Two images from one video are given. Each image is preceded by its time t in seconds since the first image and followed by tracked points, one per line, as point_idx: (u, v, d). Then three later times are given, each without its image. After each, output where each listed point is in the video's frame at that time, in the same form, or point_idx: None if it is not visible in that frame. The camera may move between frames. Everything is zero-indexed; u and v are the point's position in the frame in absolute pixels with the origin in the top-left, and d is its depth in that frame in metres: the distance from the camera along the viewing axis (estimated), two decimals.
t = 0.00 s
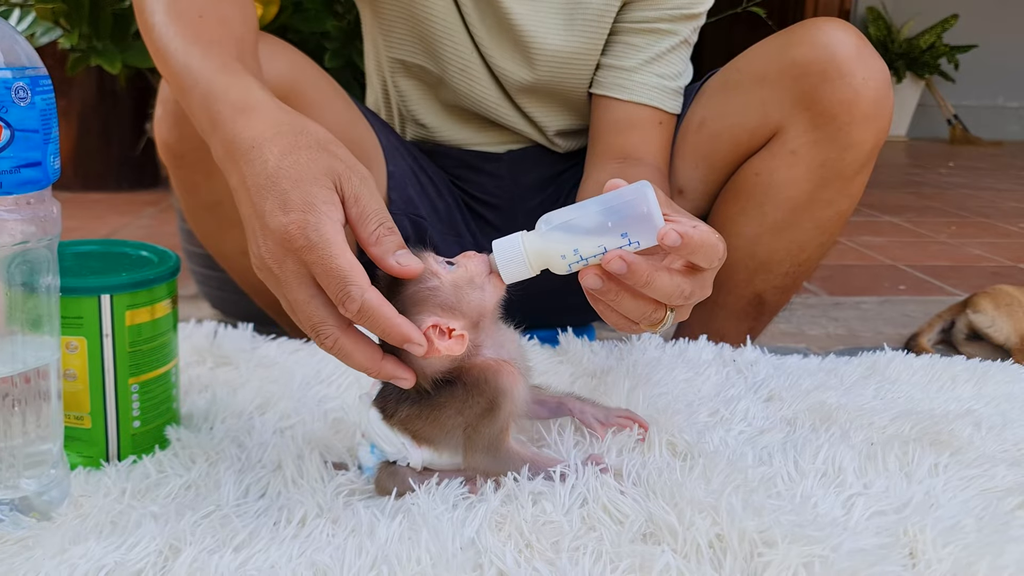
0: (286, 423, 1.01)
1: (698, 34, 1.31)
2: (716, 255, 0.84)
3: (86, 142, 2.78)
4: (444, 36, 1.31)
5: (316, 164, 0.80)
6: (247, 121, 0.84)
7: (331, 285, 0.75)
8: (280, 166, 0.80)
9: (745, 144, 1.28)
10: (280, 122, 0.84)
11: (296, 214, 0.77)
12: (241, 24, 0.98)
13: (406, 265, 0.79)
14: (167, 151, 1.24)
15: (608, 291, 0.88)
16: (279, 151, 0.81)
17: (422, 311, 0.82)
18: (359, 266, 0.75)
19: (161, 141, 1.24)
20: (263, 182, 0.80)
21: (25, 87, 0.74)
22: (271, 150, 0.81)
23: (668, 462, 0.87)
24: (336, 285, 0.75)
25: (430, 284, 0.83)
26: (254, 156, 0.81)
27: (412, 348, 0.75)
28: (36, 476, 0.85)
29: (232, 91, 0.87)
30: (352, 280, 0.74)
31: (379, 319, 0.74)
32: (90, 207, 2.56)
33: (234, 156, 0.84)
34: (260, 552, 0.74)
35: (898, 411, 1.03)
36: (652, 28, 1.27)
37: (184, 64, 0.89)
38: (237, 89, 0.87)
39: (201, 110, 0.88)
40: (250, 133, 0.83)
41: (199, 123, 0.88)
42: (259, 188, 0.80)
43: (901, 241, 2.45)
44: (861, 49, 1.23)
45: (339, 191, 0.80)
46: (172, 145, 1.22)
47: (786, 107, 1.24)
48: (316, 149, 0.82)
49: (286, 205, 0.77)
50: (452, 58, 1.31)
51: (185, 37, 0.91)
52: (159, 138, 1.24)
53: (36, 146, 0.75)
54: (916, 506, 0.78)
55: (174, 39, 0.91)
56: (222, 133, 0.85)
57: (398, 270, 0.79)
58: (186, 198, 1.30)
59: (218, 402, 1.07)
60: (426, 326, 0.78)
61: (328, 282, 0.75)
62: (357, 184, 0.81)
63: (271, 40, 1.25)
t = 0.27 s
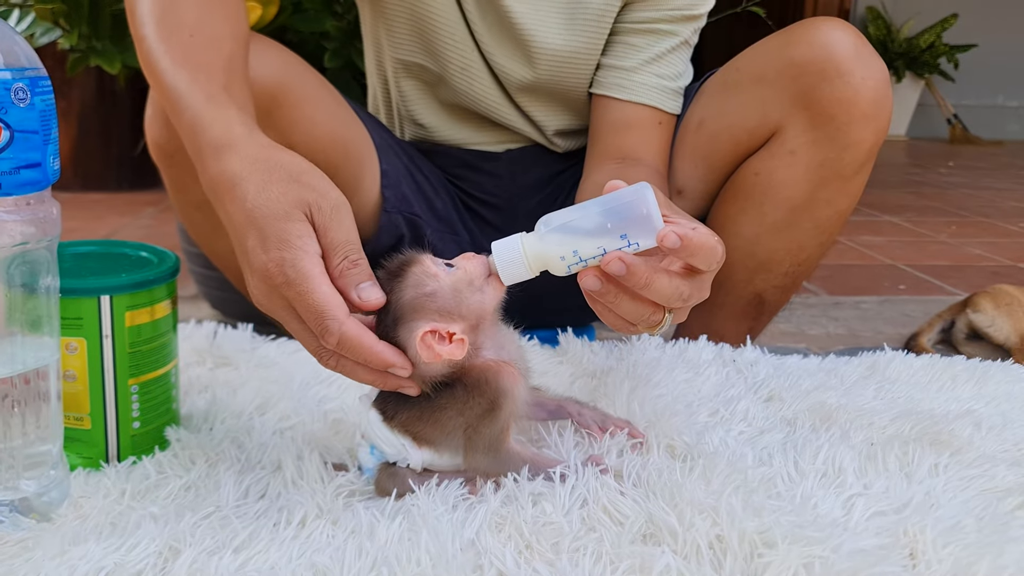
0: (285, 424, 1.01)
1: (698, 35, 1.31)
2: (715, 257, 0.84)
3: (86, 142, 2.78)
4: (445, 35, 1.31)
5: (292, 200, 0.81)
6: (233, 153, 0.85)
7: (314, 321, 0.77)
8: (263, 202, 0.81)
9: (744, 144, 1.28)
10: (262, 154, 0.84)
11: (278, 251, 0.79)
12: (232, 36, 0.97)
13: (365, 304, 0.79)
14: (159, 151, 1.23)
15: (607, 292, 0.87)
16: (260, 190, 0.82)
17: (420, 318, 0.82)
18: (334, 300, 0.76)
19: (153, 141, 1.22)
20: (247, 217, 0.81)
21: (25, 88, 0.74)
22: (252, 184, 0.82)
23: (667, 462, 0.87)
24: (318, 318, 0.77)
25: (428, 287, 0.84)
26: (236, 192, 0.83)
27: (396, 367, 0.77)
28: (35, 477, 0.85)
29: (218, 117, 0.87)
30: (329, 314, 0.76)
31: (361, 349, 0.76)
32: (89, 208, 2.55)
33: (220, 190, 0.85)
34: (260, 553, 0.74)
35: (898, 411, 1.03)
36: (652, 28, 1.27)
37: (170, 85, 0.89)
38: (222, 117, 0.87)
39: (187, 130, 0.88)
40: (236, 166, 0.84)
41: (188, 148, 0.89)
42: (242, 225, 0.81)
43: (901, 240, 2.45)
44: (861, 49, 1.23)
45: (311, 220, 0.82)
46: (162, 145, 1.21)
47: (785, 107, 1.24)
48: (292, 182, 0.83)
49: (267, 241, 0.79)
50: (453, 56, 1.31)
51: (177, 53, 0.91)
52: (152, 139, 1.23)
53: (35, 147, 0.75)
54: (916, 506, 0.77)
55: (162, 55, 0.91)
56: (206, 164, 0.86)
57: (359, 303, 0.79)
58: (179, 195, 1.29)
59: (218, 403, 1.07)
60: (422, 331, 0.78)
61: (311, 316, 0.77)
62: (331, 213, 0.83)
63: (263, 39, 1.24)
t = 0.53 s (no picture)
0: (284, 423, 1.01)
1: (696, 34, 1.31)
2: (713, 256, 0.84)
3: (85, 142, 2.78)
4: (444, 34, 1.31)
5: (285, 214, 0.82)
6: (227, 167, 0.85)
7: (306, 330, 0.77)
8: (257, 215, 0.81)
9: (743, 143, 1.28)
10: (256, 170, 0.85)
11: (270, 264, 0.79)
12: (227, 42, 0.96)
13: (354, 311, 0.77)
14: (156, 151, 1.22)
15: (605, 291, 0.87)
16: (254, 203, 0.82)
17: (420, 314, 0.81)
18: (327, 309, 0.76)
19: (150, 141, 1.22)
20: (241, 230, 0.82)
21: (23, 87, 0.74)
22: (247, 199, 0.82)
23: (667, 462, 0.87)
24: (311, 327, 0.76)
25: (428, 286, 0.83)
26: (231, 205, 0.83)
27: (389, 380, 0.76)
28: (34, 477, 0.84)
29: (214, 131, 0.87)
30: (322, 322, 0.76)
31: (353, 359, 0.75)
32: (88, 207, 2.55)
33: (214, 204, 0.86)
34: (259, 552, 0.73)
35: (898, 411, 1.02)
36: (651, 28, 1.27)
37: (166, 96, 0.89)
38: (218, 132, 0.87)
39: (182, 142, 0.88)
40: (230, 180, 0.84)
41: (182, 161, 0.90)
42: (237, 236, 0.82)
43: (901, 240, 2.45)
44: (859, 48, 1.22)
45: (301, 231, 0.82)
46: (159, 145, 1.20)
47: (783, 107, 1.24)
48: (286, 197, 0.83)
49: (261, 254, 0.80)
50: (452, 56, 1.31)
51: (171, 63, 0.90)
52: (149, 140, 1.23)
53: (33, 146, 0.75)
54: (916, 505, 0.77)
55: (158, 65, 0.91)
56: (202, 177, 0.86)
57: (349, 311, 0.77)
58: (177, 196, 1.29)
59: (217, 402, 1.07)
60: (421, 327, 0.77)
61: (304, 325, 0.77)
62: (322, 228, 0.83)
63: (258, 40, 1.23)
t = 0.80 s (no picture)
0: (284, 423, 1.01)
1: (696, 34, 1.31)
2: (711, 250, 0.84)
3: (85, 142, 2.78)
4: (444, 36, 1.31)
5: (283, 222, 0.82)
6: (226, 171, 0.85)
7: (305, 341, 0.77)
8: (255, 218, 0.81)
9: (742, 144, 1.28)
10: (261, 175, 0.85)
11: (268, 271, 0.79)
12: (227, 45, 0.96)
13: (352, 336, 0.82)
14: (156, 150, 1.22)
15: (607, 286, 0.87)
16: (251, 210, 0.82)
17: (424, 317, 0.81)
18: (326, 320, 0.77)
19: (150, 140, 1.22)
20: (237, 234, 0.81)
21: (23, 87, 0.74)
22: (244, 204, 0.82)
23: (667, 462, 0.87)
24: (310, 339, 0.77)
25: (432, 290, 0.83)
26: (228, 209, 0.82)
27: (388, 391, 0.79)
28: (34, 477, 0.84)
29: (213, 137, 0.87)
30: (323, 334, 0.76)
31: (353, 369, 0.77)
32: (88, 208, 2.55)
33: (212, 206, 0.85)
34: (259, 552, 0.73)
35: (897, 411, 1.03)
36: (651, 28, 1.27)
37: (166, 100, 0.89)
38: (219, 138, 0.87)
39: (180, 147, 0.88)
40: (229, 185, 0.84)
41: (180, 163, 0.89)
42: (232, 242, 0.81)
43: (901, 239, 2.45)
44: (859, 48, 1.23)
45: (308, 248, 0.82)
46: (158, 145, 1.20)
47: (782, 107, 1.24)
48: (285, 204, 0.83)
49: (257, 260, 0.79)
50: (451, 56, 1.31)
51: (170, 67, 0.90)
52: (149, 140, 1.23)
53: (33, 146, 0.75)
54: (915, 506, 0.77)
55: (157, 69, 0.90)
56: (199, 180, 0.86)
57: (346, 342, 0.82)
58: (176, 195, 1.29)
59: (217, 402, 1.07)
60: (427, 330, 0.77)
61: (302, 337, 0.77)
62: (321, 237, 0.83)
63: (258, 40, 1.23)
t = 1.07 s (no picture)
0: (284, 424, 1.01)
1: (696, 35, 1.31)
2: (707, 248, 0.85)
3: (85, 142, 2.78)
4: (444, 37, 1.30)
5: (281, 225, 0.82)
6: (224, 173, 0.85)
7: (302, 348, 0.78)
8: (254, 223, 0.81)
9: (741, 144, 1.28)
10: (258, 179, 0.85)
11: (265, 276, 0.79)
12: (223, 45, 0.96)
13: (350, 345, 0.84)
14: (156, 150, 1.22)
15: (603, 285, 0.87)
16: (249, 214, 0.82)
17: (422, 319, 0.81)
18: (324, 328, 0.78)
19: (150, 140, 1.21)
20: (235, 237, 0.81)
21: (24, 88, 0.74)
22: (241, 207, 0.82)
23: (666, 463, 0.87)
24: (308, 345, 0.78)
25: (429, 292, 0.83)
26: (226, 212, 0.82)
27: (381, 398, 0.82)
28: (34, 477, 0.85)
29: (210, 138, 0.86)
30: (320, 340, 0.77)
31: (349, 374, 0.79)
32: (89, 208, 2.55)
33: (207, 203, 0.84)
34: (259, 553, 0.74)
35: (896, 411, 1.03)
36: (650, 29, 1.27)
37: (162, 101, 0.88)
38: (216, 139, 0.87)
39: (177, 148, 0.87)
40: (224, 186, 0.84)
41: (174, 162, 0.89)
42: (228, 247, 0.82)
43: (901, 240, 2.45)
44: (858, 49, 1.23)
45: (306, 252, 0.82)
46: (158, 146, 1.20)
47: (782, 108, 1.24)
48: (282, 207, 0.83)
49: (254, 263, 0.79)
50: (450, 58, 1.31)
51: (166, 67, 0.89)
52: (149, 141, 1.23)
53: (34, 147, 0.75)
54: (915, 507, 0.78)
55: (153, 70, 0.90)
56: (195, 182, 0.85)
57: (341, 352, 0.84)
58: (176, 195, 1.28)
59: (217, 403, 1.07)
60: (425, 332, 0.77)
61: (299, 343, 0.78)
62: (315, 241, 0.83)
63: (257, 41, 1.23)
